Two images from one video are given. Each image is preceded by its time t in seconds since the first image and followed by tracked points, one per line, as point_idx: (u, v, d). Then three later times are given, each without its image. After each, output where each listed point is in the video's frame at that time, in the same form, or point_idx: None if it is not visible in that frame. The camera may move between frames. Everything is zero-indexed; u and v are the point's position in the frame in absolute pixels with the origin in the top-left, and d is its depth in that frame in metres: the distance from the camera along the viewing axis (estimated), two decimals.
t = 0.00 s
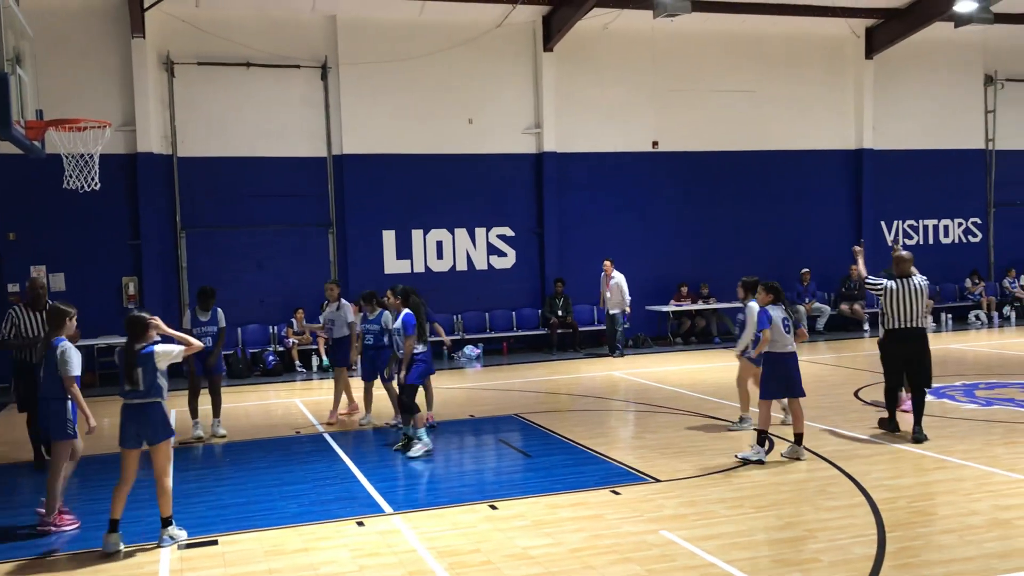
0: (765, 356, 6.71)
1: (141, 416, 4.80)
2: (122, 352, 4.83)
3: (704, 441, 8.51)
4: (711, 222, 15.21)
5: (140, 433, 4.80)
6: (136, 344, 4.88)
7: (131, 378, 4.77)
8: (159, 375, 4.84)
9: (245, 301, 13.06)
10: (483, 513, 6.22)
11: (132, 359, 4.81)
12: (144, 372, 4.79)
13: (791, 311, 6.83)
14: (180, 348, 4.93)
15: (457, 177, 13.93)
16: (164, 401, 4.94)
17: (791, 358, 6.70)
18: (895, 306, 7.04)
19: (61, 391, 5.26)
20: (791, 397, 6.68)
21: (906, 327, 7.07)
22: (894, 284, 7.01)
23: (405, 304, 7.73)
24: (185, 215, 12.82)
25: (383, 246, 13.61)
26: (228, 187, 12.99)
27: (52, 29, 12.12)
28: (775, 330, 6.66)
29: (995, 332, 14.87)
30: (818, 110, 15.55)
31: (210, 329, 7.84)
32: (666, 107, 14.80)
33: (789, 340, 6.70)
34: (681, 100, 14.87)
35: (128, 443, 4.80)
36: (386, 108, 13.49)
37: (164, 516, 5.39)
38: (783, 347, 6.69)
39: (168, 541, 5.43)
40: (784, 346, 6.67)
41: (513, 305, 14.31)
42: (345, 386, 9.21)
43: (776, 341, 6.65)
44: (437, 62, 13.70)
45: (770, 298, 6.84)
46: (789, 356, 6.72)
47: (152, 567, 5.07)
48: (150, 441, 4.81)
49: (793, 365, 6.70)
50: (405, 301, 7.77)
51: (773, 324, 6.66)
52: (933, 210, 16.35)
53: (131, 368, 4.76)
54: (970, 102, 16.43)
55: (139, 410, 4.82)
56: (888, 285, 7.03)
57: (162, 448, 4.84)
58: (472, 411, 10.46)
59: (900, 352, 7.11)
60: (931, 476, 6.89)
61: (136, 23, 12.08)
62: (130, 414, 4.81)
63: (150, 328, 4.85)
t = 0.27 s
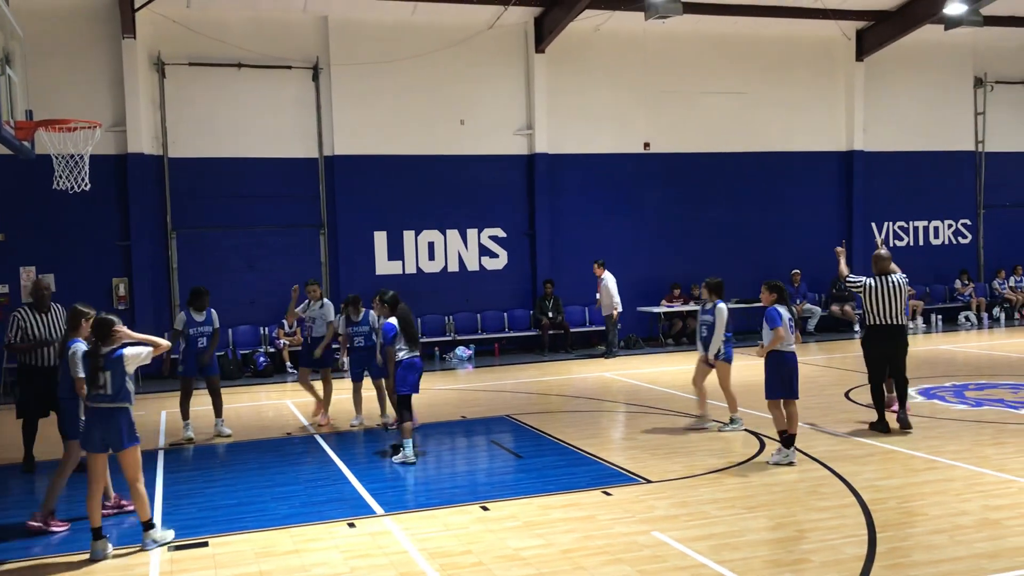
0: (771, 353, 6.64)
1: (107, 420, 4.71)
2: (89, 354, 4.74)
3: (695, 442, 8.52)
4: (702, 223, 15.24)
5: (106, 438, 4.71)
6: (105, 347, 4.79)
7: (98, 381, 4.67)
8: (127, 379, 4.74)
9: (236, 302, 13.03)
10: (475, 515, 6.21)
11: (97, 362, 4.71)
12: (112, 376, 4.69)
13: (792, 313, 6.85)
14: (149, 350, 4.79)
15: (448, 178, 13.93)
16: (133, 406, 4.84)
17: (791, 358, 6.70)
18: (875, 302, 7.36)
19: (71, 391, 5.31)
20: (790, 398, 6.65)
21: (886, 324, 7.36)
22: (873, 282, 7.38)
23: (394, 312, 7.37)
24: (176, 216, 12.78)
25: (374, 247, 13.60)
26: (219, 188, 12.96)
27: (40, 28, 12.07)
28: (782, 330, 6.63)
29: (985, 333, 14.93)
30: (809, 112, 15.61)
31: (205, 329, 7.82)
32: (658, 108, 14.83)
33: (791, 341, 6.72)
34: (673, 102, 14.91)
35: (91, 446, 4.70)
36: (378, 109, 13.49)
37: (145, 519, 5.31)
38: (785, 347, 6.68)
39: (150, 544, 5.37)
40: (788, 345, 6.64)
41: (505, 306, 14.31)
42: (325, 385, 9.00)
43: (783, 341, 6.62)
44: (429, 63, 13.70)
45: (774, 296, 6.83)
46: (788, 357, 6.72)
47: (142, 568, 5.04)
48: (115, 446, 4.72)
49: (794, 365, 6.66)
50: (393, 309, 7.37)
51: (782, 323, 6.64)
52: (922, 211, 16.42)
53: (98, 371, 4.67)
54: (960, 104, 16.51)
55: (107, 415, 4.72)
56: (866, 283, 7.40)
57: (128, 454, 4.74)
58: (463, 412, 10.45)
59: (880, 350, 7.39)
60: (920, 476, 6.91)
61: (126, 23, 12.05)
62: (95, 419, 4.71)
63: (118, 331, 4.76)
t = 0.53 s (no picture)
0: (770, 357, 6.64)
1: (95, 422, 4.62)
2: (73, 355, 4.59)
3: (691, 442, 8.53)
4: (699, 223, 15.25)
5: (93, 440, 4.62)
6: (88, 347, 4.64)
7: (84, 383, 4.56)
8: (114, 380, 4.63)
9: (233, 302, 13.02)
10: (472, 515, 6.21)
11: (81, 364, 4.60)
12: (98, 379, 4.57)
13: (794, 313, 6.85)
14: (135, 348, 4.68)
15: (445, 178, 13.93)
16: (120, 407, 4.74)
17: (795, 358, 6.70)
18: (868, 302, 7.48)
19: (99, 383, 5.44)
20: (795, 398, 6.66)
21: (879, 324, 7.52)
22: (869, 282, 7.46)
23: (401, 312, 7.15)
24: (172, 216, 12.77)
25: (371, 248, 13.60)
26: (216, 188, 12.95)
27: (37, 27, 12.06)
28: (783, 333, 6.62)
29: (981, 334, 14.96)
30: (806, 112, 15.63)
31: (212, 329, 7.81)
32: (655, 109, 14.84)
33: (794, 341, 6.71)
34: (670, 102, 14.92)
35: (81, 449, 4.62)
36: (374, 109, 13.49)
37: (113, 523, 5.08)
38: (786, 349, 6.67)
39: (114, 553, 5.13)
40: (789, 346, 6.63)
41: (501, 306, 14.31)
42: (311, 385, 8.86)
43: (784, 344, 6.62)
44: (425, 63, 13.70)
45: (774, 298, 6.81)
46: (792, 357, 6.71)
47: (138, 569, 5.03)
48: (103, 449, 4.63)
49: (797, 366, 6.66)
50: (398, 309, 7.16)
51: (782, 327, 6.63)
52: (919, 212, 16.45)
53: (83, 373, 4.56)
54: (956, 105, 16.54)
55: (94, 418, 4.62)
56: (861, 284, 7.48)
57: (116, 455, 4.69)
58: (460, 412, 10.45)
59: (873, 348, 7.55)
60: (917, 476, 6.92)
61: (122, 23, 12.03)
62: (82, 421, 4.62)
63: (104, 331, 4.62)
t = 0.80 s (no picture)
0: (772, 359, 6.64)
1: (94, 425, 4.58)
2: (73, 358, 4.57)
3: (689, 442, 8.53)
4: (698, 224, 15.26)
5: (94, 442, 4.59)
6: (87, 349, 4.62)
7: (83, 386, 4.53)
8: (114, 382, 4.60)
9: (232, 302, 13.02)
10: (470, 515, 6.21)
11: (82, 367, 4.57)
12: (98, 382, 4.55)
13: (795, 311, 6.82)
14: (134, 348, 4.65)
15: (444, 178, 13.93)
16: (122, 410, 4.70)
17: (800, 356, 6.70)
18: (867, 303, 7.50)
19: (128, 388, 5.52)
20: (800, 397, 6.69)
21: (878, 323, 7.56)
22: (870, 282, 7.50)
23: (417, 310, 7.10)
24: (170, 216, 12.77)
25: (370, 248, 13.60)
26: (214, 187, 12.95)
27: (36, 26, 12.06)
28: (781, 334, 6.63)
29: (979, 334, 14.98)
30: (805, 113, 15.64)
31: (217, 328, 7.82)
32: (653, 109, 14.85)
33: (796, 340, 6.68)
34: (668, 103, 14.93)
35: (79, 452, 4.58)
36: (373, 109, 13.49)
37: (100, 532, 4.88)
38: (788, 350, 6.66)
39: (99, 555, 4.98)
40: (792, 346, 6.62)
41: (500, 306, 14.31)
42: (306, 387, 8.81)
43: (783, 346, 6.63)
44: (424, 63, 13.71)
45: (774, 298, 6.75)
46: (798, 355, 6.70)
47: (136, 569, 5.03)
48: (103, 451, 4.60)
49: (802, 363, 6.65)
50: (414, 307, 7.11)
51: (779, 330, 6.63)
52: (917, 212, 16.46)
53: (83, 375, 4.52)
54: (955, 106, 16.55)
55: (94, 421, 4.58)
56: (861, 285, 7.50)
57: (115, 458, 4.65)
58: (458, 412, 10.45)
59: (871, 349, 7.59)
60: (915, 476, 6.93)
61: (121, 22, 12.03)
62: (83, 425, 4.59)
63: (103, 333, 4.57)
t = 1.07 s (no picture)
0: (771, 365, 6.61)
1: (100, 428, 4.58)
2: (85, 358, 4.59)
3: (689, 442, 8.52)
4: (697, 223, 15.26)
5: (102, 443, 4.58)
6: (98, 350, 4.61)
7: (92, 387, 4.56)
8: (120, 384, 4.58)
9: (231, 301, 13.02)
10: (470, 514, 6.21)
11: (92, 368, 4.58)
12: (106, 384, 4.56)
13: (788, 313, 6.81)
14: (142, 350, 4.60)
15: (444, 178, 13.93)
16: (132, 412, 4.69)
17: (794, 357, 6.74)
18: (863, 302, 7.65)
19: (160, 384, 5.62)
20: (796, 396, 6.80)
21: (874, 321, 7.72)
22: (859, 281, 7.67)
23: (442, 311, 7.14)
24: (170, 215, 12.77)
25: (370, 247, 13.59)
26: (214, 187, 12.94)
27: (37, 26, 12.07)
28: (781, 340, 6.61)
29: (979, 334, 14.98)
30: (804, 113, 15.64)
31: (218, 327, 7.81)
32: (653, 108, 14.85)
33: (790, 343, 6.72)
34: (668, 102, 14.93)
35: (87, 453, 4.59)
36: (373, 109, 13.49)
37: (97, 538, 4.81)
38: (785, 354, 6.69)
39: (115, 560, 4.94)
40: (789, 349, 6.65)
41: (500, 306, 14.31)
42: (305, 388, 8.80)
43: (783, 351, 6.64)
44: (424, 63, 13.71)
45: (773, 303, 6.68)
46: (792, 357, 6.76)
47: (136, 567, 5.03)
48: (109, 453, 4.58)
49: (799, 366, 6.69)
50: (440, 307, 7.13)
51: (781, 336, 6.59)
52: (917, 212, 16.46)
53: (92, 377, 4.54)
54: (955, 106, 16.55)
55: (103, 423, 4.58)
56: (854, 285, 7.65)
57: (118, 462, 4.58)
58: (458, 412, 10.44)
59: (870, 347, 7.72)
60: (915, 476, 6.93)
61: (121, 21, 12.02)
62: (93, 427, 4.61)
63: (111, 334, 4.54)
